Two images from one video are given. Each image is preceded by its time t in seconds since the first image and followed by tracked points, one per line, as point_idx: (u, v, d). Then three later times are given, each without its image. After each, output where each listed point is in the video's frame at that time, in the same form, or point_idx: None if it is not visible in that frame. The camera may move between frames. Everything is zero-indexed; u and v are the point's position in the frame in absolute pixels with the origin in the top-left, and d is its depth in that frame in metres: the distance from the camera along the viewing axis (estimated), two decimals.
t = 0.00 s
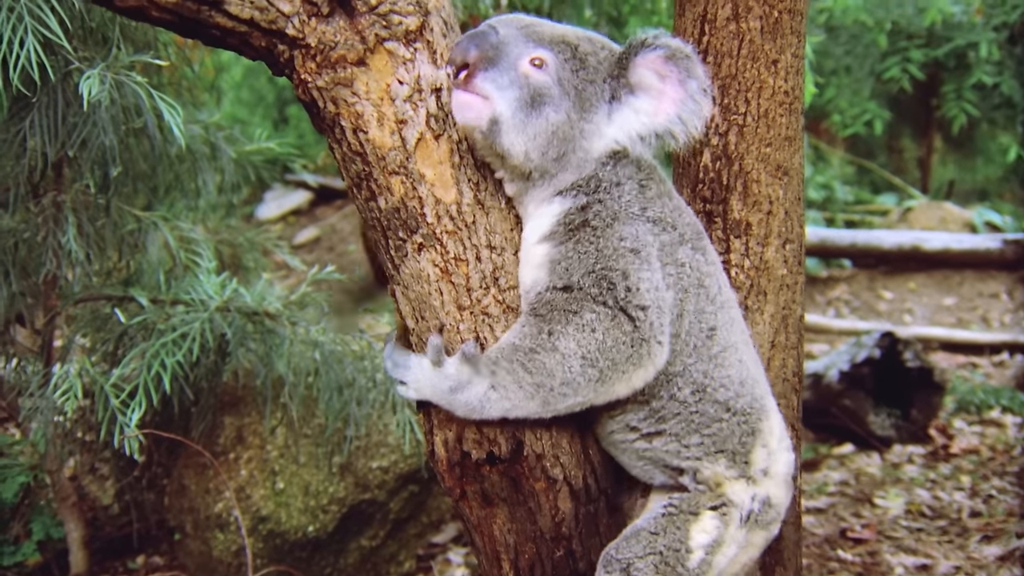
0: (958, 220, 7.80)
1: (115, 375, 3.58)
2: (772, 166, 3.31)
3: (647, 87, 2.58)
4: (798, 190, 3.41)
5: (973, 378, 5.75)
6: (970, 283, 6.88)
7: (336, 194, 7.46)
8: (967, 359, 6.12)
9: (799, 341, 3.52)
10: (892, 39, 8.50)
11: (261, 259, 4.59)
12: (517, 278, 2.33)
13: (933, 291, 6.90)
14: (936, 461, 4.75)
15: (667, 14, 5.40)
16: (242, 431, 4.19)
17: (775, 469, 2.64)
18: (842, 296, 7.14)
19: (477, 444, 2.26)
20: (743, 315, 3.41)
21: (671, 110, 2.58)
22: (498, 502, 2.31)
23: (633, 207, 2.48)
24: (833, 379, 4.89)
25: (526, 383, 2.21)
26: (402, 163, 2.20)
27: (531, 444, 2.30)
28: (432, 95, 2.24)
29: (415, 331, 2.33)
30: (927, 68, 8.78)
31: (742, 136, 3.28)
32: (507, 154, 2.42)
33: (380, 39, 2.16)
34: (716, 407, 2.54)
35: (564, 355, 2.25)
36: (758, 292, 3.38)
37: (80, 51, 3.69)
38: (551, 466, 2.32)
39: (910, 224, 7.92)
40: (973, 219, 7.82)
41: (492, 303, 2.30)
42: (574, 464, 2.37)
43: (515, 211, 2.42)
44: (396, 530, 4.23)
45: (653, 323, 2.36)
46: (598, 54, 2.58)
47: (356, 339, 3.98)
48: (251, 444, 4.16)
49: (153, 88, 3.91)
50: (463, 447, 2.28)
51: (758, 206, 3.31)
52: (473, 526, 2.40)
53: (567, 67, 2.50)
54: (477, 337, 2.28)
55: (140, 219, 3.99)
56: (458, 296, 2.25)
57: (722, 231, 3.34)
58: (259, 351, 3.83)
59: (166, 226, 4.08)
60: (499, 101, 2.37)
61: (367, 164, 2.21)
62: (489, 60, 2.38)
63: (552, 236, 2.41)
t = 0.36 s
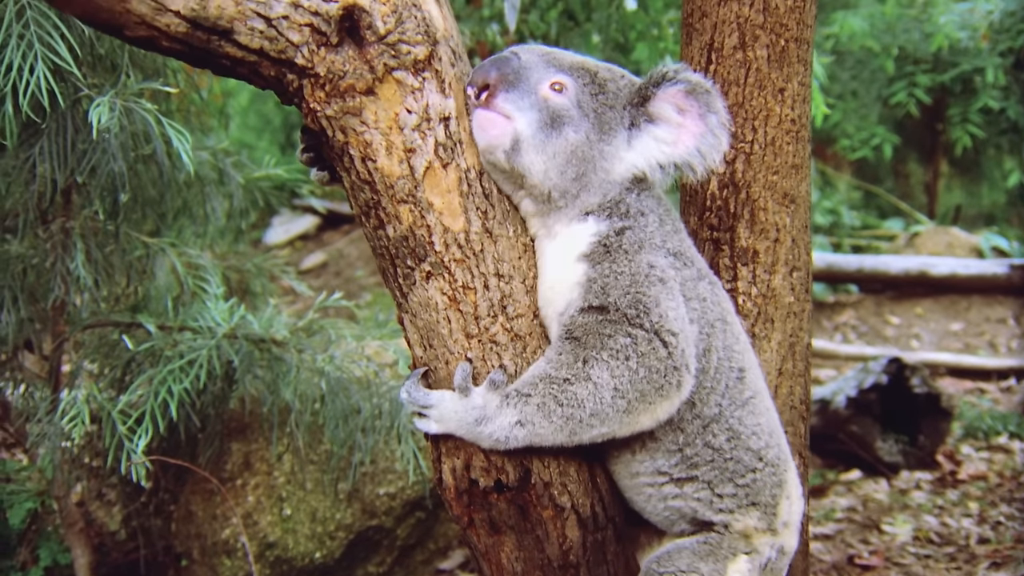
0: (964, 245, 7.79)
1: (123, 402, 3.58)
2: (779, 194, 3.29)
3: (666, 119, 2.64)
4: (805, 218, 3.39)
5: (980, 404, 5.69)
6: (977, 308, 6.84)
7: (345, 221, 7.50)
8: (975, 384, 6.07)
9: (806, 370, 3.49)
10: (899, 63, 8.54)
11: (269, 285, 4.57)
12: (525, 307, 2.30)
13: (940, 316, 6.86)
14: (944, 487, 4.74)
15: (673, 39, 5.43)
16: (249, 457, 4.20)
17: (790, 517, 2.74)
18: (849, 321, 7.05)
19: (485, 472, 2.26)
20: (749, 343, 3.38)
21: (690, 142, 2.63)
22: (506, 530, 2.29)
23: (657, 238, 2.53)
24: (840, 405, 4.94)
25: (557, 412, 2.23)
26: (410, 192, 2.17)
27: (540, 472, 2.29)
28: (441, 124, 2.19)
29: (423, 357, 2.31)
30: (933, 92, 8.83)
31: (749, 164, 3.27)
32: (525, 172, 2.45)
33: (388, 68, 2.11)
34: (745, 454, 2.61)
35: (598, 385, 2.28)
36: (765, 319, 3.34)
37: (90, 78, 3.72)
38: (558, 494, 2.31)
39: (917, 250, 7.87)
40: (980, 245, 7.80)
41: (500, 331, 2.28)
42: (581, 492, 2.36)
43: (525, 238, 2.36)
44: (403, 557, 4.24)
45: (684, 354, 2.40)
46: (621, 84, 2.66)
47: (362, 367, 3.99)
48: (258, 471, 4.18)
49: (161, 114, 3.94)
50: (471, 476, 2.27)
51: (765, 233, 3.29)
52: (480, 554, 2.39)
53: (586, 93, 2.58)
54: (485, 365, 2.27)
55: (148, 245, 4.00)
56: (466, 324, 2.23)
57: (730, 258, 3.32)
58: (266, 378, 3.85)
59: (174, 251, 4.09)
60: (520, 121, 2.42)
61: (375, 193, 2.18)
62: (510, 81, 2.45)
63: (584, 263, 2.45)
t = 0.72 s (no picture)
0: (971, 262, 7.77)
1: (130, 419, 3.58)
2: (786, 213, 3.27)
3: (670, 155, 2.54)
4: (812, 237, 3.37)
5: (988, 422, 5.67)
6: (984, 326, 6.82)
7: (351, 237, 7.51)
8: (982, 403, 6.04)
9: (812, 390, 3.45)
10: (905, 81, 8.58)
11: (276, 301, 4.62)
12: (532, 326, 2.29)
13: (948, 334, 6.84)
14: (951, 505, 4.74)
15: (679, 58, 5.46)
16: (256, 475, 4.22)
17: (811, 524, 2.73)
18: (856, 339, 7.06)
19: (493, 491, 2.25)
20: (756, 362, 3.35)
21: (692, 183, 2.53)
22: (514, 549, 2.27)
23: (662, 272, 2.49)
24: (847, 423, 4.91)
25: (544, 442, 2.19)
26: (418, 212, 2.17)
27: (547, 491, 2.28)
28: (448, 144, 2.19)
29: (431, 377, 2.30)
30: (939, 110, 8.86)
31: (756, 184, 3.26)
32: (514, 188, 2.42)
33: (396, 88, 2.11)
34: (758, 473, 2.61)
35: (586, 416, 2.23)
36: (771, 337, 3.30)
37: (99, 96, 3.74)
38: (565, 512, 2.30)
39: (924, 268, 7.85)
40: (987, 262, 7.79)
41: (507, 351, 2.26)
42: (588, 511, 2.35)
43: (532, 258, 2.35)
44: None
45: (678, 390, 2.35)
46: (630, 112, 2.61)
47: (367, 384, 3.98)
48: (264, 488, 4.21)
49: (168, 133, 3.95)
50: (478, 494, 2.26)
51: (772, 252, 3.27)
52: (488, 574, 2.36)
53: (585, 114, 2.55)
54: (492, 385, 2.26)
55: (156, 263, 4.01)
56: (474, 343, 2.22)
57: (737, 277, 3.29)
58: (273, 396, 3.86)
59: (181, 268, 4.10)
60: (512, 136, 2.41)
61: (383, 213, 2.19)
62: (506, 97, 2.45)
63: (579, 289, 2.41)
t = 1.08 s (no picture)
0: (978, 279, 7.75)
1: (138, 437, 3.57)
2: (794, 232, 3.24)
3: (674, 140, 2.57)
4: (820, 255, 3.33)
5: (996, 439, 5.67)
6: (992, 342, 6.81)
7: (359, 254, 7.54)
8: (990, 421, 6.02)
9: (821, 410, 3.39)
10: (912, 99, 8.63)
11: (284, 319, 4.66)
12: (541, 344, 2.27)
13: (956, 351, 6.82)
14: (959, 522, 4.74)
15: (686, 76, 5.51)
16: (264, 492, 4.25)
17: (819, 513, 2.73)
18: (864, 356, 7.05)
19: (501, 511, 2.23)
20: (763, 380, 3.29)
21: (692, 169, 2.54)
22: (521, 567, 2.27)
23: (672, 263, 2.51)
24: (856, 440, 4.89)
25: (571, 454, 2.18)
26: (427, 231, 2.14)
27: (556, 510, 2.26)
28: (457, 163, 2.15)
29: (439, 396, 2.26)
30: (946, 128, 8.88)
31: (764, 203, 3.22)
32: (516, 154, 2.57)
33: (405, 108, 2.08)
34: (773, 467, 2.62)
35: (608, 418, 2.24)
36: (779, 356, 3.26)
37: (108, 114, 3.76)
38: (574, 531, 2.28)
39: (932, 285, 7.84)
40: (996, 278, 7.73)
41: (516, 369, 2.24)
42: (597, 530, 2.32)
43: (541, 276, 2.32)
44: None
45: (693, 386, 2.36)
46: (642, 101, 2.68)
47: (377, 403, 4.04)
48: (272, 505, 4.23)
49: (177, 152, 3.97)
50: (487, 514, 2.24)
51: (780, 270, 3.22)
52: None
53: (594, 93, 2.64)
54: (500, 404, 2.22)
55: (165, 280, 4.04)
56: (482, 362, 2.19)
57: (745, 296, 3.27)
58: (281, 414, 3.87)
59: (189, 285, 4.11)
60: (521, 104, 2.57)
61: (392, 232, 2.15)
62: (522, 69, 2.62)
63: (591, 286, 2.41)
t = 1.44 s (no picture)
0: (987, 295, 7.73)
1: (147, 454, 3.57)
2: (803, 250, 3.19)
3: (634, 34, 2.58)
4: (829, 274, 3.26)
5: (1005, 457, 5.65)
6: (1001, 360, 6.77)
7: (367, 271, 7.57)
8: (1000, 438, 5.99)
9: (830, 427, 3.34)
10: (920, 116, 8.65)
11: (292, 336, 4.68)
12: (551, 364, 2.24)
13: (965, 368, 6.80)
14: (969, 541, 4.73)
15: (693, 94, 5.60)
16: (273, 510, 4.27)
17: (784, 463, 2.68)
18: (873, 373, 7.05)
19: (511, 529, 2.23)
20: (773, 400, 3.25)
21: (650, 59, 2.55)
22: None
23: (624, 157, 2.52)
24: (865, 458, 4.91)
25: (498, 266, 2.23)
26: (436, 250, 2.10)
27: (565, 528, 2.25)
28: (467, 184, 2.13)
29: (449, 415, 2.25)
30: (955, 145, 8.88)
31: (773, 222, 3.16)
32: (479, 57, 2.61)
33: (416, 129, 2.07)
34: (733, 403, 2.60)
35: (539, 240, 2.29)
36: (788, 375, 3.22)
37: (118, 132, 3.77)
38: (583, 550, 2.27)
39: (941, 302, 7.84)
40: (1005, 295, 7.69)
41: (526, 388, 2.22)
42: (607, 549, 2.31)
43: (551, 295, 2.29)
44: None
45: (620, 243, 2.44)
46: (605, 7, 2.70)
47: (385, 421, 4.05)
48: (281, 523, 4.22)
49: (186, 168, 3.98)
50: (496, 531, 2.24)
51: (790, 289, 3.18)
52: None
53: None
54: (510, 425, 2.20)
55: (175, 298, 4.04)
56: (492, 382, 2.18)
57: (754, 315, 3.23)
58: (289, 432, 3.88)
59: (198, 301, 4.11)
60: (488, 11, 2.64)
61: (402, 251, 2.11)
62: None
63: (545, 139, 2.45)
